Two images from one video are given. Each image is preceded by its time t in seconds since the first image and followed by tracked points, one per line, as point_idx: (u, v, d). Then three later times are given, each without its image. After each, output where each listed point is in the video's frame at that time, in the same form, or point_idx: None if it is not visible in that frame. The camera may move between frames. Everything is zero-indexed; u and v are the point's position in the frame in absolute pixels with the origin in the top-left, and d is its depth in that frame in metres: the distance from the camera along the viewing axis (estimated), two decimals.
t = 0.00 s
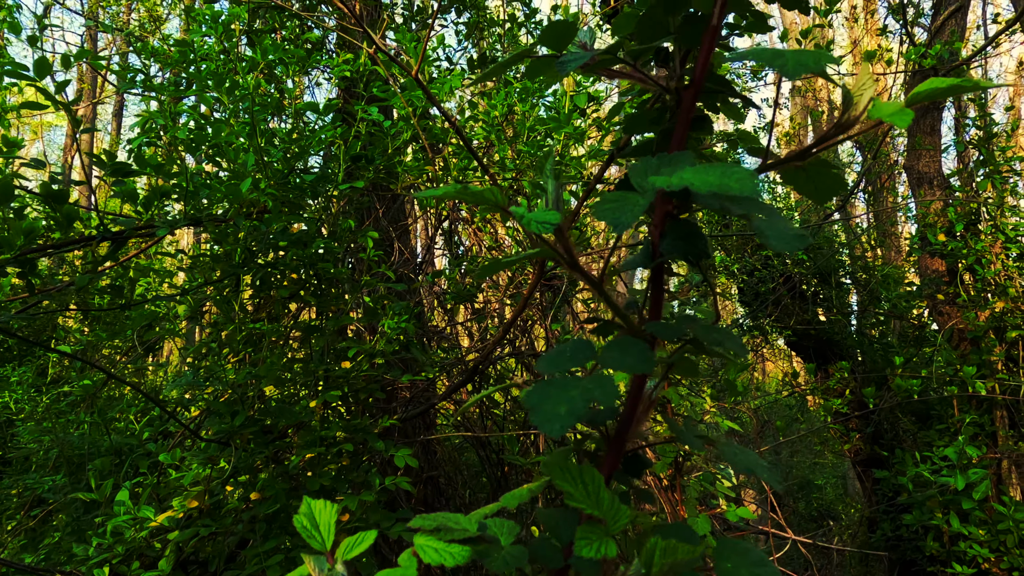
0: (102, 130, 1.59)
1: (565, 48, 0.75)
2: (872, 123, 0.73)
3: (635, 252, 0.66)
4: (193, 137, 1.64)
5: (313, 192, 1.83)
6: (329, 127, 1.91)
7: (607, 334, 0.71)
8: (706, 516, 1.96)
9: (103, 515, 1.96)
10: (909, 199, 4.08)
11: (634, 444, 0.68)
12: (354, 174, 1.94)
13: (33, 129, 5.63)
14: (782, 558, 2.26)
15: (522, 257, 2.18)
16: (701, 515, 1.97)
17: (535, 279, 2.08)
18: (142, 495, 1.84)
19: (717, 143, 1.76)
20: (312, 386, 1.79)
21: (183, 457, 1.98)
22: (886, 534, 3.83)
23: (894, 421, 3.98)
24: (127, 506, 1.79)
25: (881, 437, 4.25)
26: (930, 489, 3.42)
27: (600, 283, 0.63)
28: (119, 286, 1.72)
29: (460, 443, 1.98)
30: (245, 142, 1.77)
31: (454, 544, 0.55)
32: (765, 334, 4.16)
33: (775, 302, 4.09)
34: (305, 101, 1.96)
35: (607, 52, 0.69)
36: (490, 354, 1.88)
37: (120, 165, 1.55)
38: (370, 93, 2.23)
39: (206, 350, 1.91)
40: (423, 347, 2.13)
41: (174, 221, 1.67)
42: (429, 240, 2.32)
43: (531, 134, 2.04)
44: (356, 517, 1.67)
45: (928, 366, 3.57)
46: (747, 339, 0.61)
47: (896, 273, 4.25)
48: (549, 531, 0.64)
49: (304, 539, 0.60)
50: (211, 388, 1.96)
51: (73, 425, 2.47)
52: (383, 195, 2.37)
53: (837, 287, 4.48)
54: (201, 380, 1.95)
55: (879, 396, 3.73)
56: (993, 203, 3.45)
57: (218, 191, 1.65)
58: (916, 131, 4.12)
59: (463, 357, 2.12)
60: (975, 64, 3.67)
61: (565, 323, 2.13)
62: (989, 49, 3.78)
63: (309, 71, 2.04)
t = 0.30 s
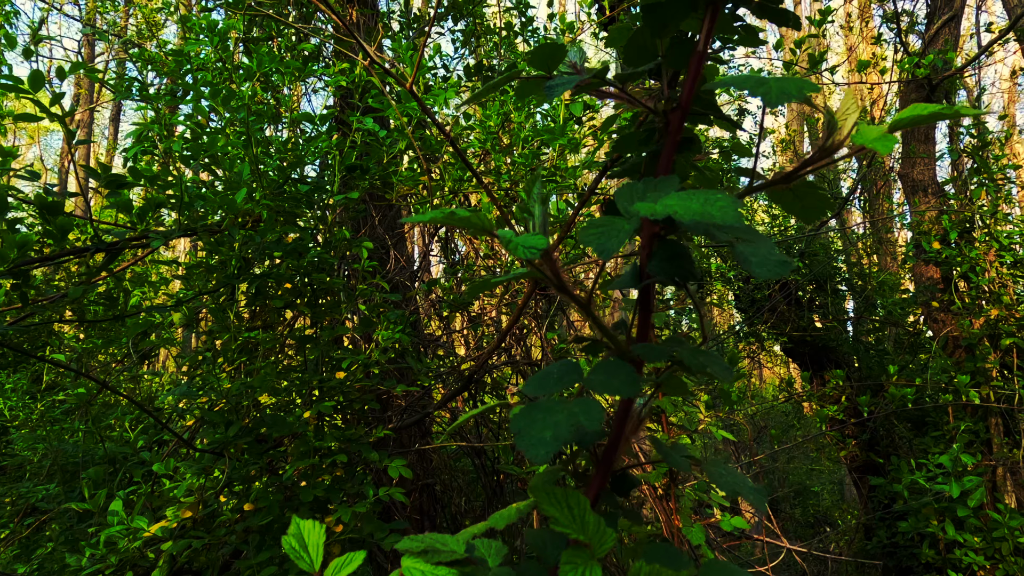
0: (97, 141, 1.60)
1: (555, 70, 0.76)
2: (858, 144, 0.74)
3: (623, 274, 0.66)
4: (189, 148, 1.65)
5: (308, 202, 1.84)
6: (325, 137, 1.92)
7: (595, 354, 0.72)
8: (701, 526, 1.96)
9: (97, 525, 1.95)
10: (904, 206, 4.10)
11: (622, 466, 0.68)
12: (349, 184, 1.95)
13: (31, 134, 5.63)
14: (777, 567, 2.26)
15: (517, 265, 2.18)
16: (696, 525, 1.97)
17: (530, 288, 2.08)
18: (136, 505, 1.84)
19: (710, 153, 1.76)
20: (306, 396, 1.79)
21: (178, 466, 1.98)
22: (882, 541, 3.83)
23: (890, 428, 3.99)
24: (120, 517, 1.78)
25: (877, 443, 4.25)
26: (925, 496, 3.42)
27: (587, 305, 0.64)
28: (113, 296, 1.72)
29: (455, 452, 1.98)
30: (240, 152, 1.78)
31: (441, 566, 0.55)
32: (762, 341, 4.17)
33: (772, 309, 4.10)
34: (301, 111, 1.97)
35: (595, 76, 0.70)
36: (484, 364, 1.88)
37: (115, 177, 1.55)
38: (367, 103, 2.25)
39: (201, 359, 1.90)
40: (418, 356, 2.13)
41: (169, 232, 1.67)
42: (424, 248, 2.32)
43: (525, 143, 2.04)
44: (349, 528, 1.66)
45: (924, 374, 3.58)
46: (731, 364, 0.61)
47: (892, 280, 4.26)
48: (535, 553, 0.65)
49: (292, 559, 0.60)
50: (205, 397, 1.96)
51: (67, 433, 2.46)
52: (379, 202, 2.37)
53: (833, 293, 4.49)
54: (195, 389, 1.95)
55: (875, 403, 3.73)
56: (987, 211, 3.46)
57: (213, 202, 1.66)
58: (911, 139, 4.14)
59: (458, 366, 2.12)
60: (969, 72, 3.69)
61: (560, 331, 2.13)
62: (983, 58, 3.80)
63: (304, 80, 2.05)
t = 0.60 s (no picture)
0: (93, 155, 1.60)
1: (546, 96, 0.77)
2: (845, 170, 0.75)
3: (612, 301, 0.67)
4: (184, 161, 1.66)
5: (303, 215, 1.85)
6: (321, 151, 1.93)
7: (585, 379, 0.72)
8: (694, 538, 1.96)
9: (89, 538, 1.94)
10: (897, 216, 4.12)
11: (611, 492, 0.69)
12: (345, 196, 1.96)
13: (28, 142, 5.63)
14: None
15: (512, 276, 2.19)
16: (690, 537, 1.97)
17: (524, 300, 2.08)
18: (130, 518, 1.83)
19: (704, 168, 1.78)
20: (300, 409, 1.79)
21: (172, 478, 1.97)
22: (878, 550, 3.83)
23: (885, 437, 4.00)
24: (113, 531, 1.78)
25: (872, 452, 4.26)
26: (920, 506, 3.43)
27: (576, 333, 0.64)
28: (107, 309, 1.72)
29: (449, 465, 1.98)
30: (236, 165, 1.79)
31: None
32: (757, 350, 4.18)
33: (767, 317, 4.11)
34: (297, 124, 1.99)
35: (585, 106, 0.71)
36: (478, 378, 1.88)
37: (110, 192, 1.56)
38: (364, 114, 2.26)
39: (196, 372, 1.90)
40: (413, 367, 2.13)
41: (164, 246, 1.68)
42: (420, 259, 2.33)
43: (521, 156, 2.05)
44: (343, 542, 1.66)
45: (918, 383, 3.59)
46: (719, 394, 0.61)
47: (887, 289, 4.28)
48: None
49: None
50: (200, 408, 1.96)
51: (61, 444, 2.45)
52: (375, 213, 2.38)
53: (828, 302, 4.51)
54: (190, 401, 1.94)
55: (870, 412, 3.74)
56: (980, 221, 3.48)
57: (208, 216, 1.66)
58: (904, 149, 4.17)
59: (453, 377, 2.12)
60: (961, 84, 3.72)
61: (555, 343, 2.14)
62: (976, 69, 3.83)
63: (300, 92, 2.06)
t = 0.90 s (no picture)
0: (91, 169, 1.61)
1: (543, 124, 0.77)
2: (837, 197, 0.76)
3: (608, 330, 0.67)
4: (183, 174, 1.67)
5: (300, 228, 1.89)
6: (320, 165, 1.95)
7: (581, 406, 0.72)
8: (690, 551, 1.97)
9: (84, 551, 1.94)
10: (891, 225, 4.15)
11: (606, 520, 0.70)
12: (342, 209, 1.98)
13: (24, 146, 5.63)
14: None
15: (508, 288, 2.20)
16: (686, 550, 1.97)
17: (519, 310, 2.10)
18: (125, 531, 1.82)
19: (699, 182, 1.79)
20: (297, 422, 1.79)
21: (167, 490, 1.97)
22: (875, 559, 3.84)
23: (882, 444, 4.00)
24: (108, 545, 1.77)
25: (869, 460, 4.27)
26: (916, 514, 3.43)
27: (572, 363, 0.64)
28: (104, 322, 1.72)
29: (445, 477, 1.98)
30: (235, 178, 1.79)
31: None
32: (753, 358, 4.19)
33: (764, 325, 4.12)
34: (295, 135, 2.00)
35: (580, 137, 0.71)
36: (475, 389, 1.90)
37: (107, 207, 1.56)
38: (362, 124, 2.26)
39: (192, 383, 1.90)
40: (411, 380, 2.14)
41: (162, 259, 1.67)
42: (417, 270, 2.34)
43: (518, 169, 2.06)
44: (339, 557, 1.66)
45: (914, 392, 3.60)
46: (713, 426, 0.62)
47: (883, 297, 4.30)
48: None
49: None
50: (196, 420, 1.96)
51: (56, 454, 2.44)
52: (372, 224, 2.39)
53: (824, 310, 4.53)
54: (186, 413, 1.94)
55: (867, 420, 3.74)
56: (975, 230, 3.50)
57: (207, 230, 1.67)
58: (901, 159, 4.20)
59: (449, 389, 2.12)
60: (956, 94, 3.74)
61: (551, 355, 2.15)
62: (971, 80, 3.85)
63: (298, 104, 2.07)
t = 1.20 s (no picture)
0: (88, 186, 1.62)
1: (537, 156, 0.79)
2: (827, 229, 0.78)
3: (601, 363, 0.68)
4: (179, 189, 1.68)
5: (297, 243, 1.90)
6: (317, 180, 1.96)
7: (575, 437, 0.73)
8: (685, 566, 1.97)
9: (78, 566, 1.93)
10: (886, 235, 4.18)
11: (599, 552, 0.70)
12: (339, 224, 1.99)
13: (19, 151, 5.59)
14: None
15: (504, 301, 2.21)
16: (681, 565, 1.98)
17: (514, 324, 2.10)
18: (119, 547, 1.82)
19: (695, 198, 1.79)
20: (292, 438, 1.79)
21: (163, 505, 1.96)
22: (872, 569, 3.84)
23: (877, 454, 4.00)
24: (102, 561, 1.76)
25: (864, 469, 4.28)
26: (912, 525, 3.44)
27: (565, 397, 0.65)
28: (100, 338, 1.72)
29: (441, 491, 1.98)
30: (231, 193, 1.79)
31: None
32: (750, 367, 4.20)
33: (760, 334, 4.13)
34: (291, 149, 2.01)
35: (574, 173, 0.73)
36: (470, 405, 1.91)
37: (103, 224, 1.56)
38: (359, 137, 2.27)
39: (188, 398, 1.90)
40: (407, 394, 2.14)
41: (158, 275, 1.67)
42: (413, 283, 2.34)
43: (514, 183, 2.07)
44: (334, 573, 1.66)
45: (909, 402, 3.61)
46: (704, 461, 0.63)
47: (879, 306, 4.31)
48: None
49: None
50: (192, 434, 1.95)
51: (51, 466, 2.43)
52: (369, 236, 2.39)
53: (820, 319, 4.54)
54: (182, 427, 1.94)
55: (862, 430, 3.75)
56: (969, 241, 3.52)
57: (202, 246, 1.68)
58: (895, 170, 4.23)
59: (445, 403, 2.13)
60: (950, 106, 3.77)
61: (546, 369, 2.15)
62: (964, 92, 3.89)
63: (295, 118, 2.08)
